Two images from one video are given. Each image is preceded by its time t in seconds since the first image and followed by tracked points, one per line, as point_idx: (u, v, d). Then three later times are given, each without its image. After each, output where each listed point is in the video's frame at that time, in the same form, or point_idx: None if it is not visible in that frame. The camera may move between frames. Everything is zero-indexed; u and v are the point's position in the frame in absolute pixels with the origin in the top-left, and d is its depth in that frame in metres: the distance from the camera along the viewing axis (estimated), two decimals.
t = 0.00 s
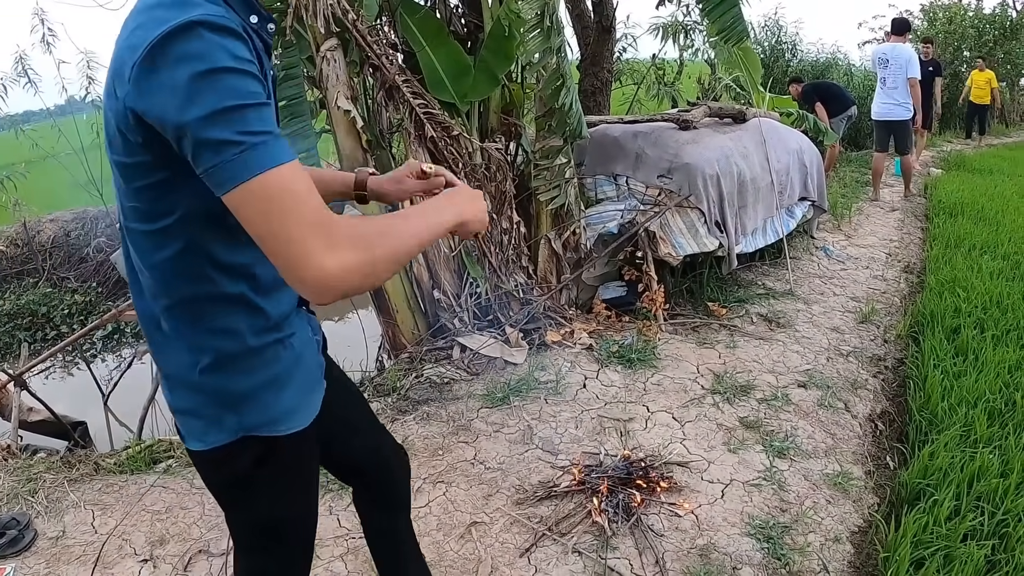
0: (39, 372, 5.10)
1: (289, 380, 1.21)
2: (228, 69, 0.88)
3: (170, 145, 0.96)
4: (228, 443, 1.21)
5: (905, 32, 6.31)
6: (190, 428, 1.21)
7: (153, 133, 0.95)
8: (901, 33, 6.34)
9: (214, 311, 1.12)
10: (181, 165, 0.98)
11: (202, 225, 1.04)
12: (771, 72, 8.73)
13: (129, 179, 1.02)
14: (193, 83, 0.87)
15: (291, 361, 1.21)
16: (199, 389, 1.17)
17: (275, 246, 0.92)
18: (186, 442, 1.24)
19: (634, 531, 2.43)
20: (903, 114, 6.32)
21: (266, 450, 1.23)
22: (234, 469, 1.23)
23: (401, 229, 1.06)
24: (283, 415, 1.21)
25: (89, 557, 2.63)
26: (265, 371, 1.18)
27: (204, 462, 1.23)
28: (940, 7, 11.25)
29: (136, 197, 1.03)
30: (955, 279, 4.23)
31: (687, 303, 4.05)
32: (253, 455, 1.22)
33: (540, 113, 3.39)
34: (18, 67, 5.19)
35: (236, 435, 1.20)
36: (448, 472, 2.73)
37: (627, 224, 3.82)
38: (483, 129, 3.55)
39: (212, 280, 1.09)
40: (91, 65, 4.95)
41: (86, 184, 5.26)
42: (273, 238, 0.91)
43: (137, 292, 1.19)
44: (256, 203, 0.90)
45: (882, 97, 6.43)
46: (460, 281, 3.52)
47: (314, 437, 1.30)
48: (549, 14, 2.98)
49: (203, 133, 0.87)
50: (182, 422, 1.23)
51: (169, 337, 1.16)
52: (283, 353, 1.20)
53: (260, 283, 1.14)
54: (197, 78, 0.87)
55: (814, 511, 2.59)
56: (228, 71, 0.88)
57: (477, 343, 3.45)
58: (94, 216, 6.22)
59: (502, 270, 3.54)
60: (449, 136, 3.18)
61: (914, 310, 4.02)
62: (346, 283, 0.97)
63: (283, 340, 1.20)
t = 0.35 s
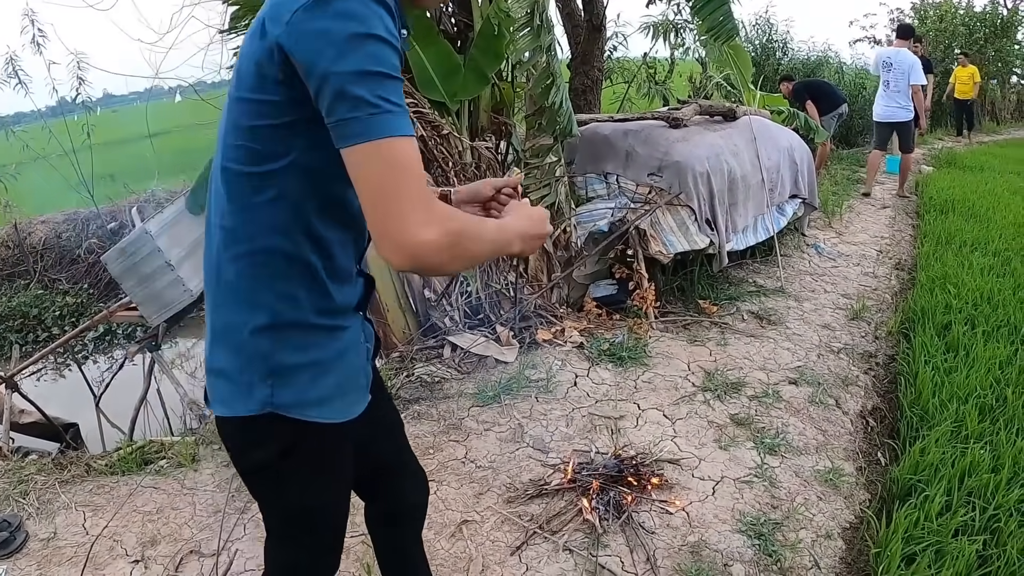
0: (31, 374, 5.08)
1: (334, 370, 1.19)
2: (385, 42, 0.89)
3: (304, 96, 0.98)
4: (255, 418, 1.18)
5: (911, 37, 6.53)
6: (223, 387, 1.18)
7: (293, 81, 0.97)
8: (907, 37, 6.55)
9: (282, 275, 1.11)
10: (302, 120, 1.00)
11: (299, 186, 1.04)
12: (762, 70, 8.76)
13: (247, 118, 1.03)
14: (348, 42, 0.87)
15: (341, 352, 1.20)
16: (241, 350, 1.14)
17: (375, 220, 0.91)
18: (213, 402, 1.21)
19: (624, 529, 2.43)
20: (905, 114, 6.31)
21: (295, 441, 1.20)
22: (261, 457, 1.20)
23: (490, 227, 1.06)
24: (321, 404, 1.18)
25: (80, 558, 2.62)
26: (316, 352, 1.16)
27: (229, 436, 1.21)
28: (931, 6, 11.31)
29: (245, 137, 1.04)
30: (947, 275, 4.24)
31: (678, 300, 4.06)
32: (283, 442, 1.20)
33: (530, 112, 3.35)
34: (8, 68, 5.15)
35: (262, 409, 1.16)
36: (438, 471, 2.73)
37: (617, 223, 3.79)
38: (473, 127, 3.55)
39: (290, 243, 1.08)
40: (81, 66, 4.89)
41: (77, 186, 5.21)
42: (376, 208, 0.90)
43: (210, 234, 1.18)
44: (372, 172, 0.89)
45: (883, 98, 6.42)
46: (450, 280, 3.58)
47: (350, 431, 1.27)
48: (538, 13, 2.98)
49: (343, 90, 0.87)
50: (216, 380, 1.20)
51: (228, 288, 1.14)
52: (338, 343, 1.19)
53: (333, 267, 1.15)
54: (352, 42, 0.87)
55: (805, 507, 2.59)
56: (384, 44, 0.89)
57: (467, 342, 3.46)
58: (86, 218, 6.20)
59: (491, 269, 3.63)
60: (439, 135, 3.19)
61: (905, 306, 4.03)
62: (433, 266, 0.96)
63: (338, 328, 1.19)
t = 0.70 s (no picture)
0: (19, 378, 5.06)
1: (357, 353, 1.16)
2: (447, 39, 0.93)
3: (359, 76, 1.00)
4: (280, 395, 1.15)
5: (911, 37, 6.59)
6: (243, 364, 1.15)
7: (351, 59, 1.00)
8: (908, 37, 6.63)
9: (314, 249, 1.09)
10: (354, 99, 1.02)
11: (342, 160, 1.05)
12: (750, 69, 8.78)
13: (297, 90, 1.04)
14: (415, 26, 0.90)
15: (366, 335, 1.18)
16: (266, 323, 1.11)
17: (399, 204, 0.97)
18: (231, 382, 1.17)
19: (608, 527, 2.43)
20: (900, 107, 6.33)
21: (327, 419, 1.17)
22: (298, 436, 1.18)
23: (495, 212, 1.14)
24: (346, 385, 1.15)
25: (65, 560, 2.61)
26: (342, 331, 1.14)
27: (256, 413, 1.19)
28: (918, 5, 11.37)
29: (293, 109, 1.05)
30: (934, 272, 4.24)
31: (665, 299, 4.05)
32: (317, 420, 1.17)
33: (515, 111, 3.38)
34: None
35: (288, 386, 1.13)
36: (422, 471, 2.72)
37: (603, 221, 3.77)
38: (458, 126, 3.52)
39: (327, 217, 1.08)
40: (69, 68, 4.86)
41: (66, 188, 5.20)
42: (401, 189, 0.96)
43: (239, 209, 1.16)
44: (408, 164, 0.95)
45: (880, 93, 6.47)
46: (435, 280, 3.55)
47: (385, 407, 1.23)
48: (522, 13, 3.13)
49: (401, 76, 0.91)
50: (235, 359, 1.16)
51: (258, 260, 1.11)
52: (362, 326, 1.17)
53: (363, 248, 1.13)
54: (417, 31, 0.90)
55: (790, 505, 2.58)
56: (447, 39, 0.94)
57: (453, 341, 3.46)
58: (73, 220, 6.17)
59: (477, 268, 3.61)
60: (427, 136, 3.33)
61: (892, 304, 4.03)
62: (443, 253, 1.03)
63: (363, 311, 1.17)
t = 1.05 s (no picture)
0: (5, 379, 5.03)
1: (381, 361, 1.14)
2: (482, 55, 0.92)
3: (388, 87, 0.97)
4: (308, 408, 1.11)
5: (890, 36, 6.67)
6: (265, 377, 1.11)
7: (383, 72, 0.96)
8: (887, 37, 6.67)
9: (336, 261, 1.05)
10: (383, 111, 0.98)
11: (369, 171, 1.02)
12: (738, 67, 8.79)
13: (322, 99, 0.99)
14: (456, 47, 0.89)
15: (385, 342, 1.16)
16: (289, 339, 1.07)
17: (419, 223, 0.96)
18: (254, 396, 1.12)
19: (592, 525, 2.43)
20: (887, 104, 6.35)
21: (363, 426, 1.12)
22: (332, 445, 1.14)
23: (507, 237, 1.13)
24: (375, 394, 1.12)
25: (51, 562, 2.60)
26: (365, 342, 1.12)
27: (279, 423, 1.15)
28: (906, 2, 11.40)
29: (316, 118, 0.99)
30: (920, 268, 4.25)
31: (650, 297, 4.05)
32: (349, 431, 1.12)
33: (500, 110, 3.37)
34: None
35: (315, 400, 1.10)
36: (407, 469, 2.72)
37: (588, 220, 3.76)
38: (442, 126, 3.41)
39: (350, 230, 1.04)
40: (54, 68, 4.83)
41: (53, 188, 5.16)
42: (421, 205, 0.95)
43: (248, 216, 1.10)
44: (433, 184, 0.94)
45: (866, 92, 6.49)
46: (420, 278, 3.58)
47: (420, 417, 1.19)
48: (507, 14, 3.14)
49: (437, 97, 0.91)
50: (255, 372, 1.12)
51: (276, 273, 1.06)
52: (381, 335, 1.15)
53: (379, 256, 1.11)
54: (458, 48, 0.89)
55: (775, 502, 2.59)
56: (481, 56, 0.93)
57: (438, 340, 3.46)
58: (61, 220, 6.13)
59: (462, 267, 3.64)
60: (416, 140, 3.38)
61: (878, 300, 4.04)
62: (454, 274, 1.02)
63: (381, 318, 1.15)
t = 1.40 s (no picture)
0: None
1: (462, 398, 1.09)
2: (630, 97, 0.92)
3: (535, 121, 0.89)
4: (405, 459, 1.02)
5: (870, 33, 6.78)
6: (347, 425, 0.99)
7: (538, 110, 0.88)
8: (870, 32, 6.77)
9: (442, 301, 0.97)
10: (522, 146, 0.90)
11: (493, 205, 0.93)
12: (728, 64, 8.80)
13: (461, 127, 0.86)
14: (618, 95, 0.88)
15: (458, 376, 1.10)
16: (391, 388, 0.96)
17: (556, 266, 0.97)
18: (337, 450, 1.00)
19: (586, 526, 2.43)
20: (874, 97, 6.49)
21: (458, 470, 1.06)
22: (416, 496, 1.05)
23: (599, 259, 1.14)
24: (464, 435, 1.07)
25: (43, 567, 2.58)
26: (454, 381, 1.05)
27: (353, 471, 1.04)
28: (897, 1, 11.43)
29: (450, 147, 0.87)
30: (911, 266, 4.27)
31: (642, 296, 4.05)
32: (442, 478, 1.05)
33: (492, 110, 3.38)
34: None
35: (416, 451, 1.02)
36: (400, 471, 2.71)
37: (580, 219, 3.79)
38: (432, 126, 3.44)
39: (461, 268, 0.96)
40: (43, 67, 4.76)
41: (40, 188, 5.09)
42: (565, 253, 0.96)
43: (329, 242, 0.92)
44: (576, 227, 0.94)
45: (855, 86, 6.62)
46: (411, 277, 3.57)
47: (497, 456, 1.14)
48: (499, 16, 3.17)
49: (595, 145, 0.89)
50: (334, 421, 0.99)
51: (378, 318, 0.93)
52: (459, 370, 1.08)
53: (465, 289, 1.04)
54: (621, 94, 0.89)
55: (768, 501, 2.60)
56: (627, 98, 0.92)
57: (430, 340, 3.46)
58: (50, 220, 6.08)
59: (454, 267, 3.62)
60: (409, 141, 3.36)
61: (870, 298, 4.06)
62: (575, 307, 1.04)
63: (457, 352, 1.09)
